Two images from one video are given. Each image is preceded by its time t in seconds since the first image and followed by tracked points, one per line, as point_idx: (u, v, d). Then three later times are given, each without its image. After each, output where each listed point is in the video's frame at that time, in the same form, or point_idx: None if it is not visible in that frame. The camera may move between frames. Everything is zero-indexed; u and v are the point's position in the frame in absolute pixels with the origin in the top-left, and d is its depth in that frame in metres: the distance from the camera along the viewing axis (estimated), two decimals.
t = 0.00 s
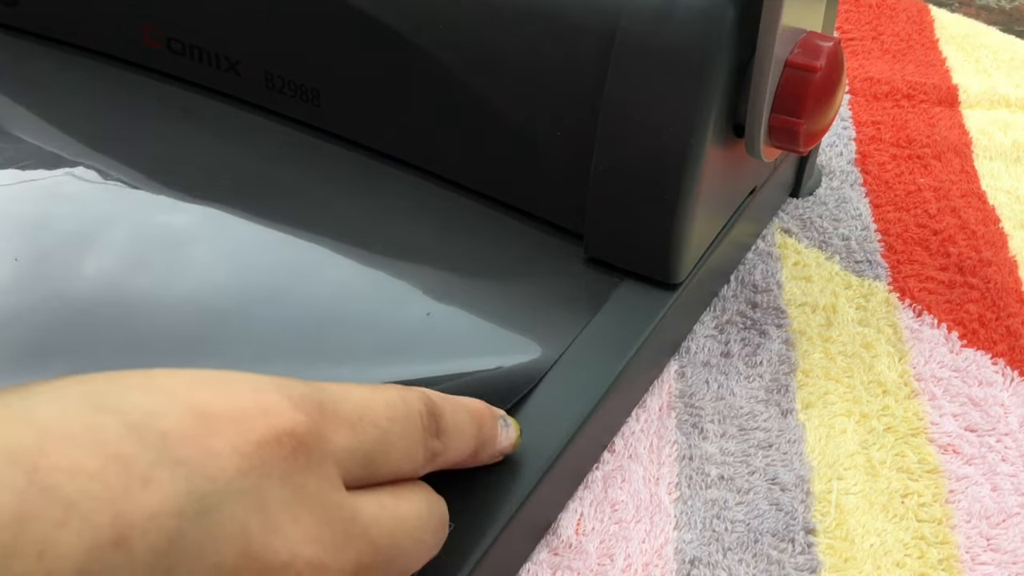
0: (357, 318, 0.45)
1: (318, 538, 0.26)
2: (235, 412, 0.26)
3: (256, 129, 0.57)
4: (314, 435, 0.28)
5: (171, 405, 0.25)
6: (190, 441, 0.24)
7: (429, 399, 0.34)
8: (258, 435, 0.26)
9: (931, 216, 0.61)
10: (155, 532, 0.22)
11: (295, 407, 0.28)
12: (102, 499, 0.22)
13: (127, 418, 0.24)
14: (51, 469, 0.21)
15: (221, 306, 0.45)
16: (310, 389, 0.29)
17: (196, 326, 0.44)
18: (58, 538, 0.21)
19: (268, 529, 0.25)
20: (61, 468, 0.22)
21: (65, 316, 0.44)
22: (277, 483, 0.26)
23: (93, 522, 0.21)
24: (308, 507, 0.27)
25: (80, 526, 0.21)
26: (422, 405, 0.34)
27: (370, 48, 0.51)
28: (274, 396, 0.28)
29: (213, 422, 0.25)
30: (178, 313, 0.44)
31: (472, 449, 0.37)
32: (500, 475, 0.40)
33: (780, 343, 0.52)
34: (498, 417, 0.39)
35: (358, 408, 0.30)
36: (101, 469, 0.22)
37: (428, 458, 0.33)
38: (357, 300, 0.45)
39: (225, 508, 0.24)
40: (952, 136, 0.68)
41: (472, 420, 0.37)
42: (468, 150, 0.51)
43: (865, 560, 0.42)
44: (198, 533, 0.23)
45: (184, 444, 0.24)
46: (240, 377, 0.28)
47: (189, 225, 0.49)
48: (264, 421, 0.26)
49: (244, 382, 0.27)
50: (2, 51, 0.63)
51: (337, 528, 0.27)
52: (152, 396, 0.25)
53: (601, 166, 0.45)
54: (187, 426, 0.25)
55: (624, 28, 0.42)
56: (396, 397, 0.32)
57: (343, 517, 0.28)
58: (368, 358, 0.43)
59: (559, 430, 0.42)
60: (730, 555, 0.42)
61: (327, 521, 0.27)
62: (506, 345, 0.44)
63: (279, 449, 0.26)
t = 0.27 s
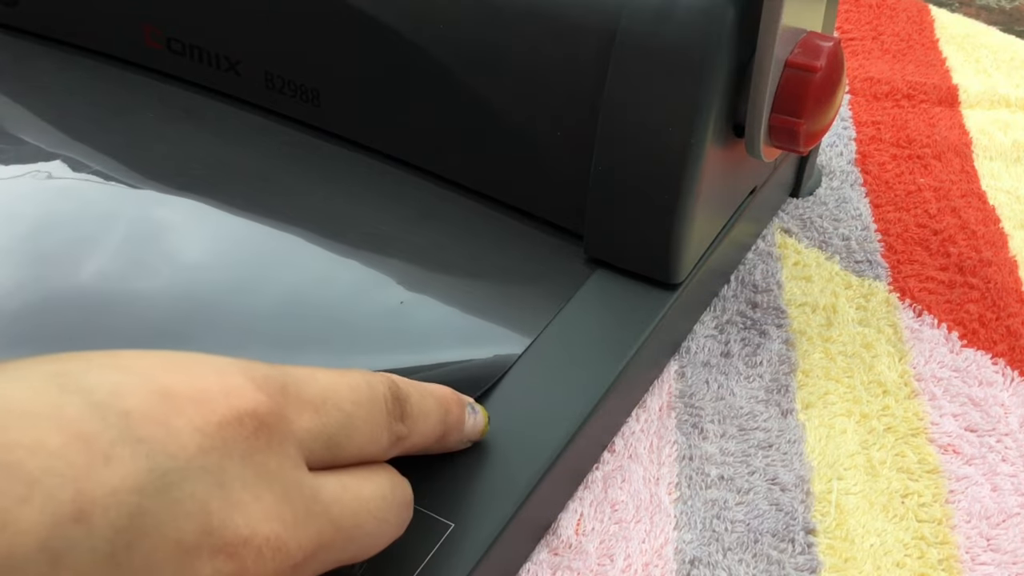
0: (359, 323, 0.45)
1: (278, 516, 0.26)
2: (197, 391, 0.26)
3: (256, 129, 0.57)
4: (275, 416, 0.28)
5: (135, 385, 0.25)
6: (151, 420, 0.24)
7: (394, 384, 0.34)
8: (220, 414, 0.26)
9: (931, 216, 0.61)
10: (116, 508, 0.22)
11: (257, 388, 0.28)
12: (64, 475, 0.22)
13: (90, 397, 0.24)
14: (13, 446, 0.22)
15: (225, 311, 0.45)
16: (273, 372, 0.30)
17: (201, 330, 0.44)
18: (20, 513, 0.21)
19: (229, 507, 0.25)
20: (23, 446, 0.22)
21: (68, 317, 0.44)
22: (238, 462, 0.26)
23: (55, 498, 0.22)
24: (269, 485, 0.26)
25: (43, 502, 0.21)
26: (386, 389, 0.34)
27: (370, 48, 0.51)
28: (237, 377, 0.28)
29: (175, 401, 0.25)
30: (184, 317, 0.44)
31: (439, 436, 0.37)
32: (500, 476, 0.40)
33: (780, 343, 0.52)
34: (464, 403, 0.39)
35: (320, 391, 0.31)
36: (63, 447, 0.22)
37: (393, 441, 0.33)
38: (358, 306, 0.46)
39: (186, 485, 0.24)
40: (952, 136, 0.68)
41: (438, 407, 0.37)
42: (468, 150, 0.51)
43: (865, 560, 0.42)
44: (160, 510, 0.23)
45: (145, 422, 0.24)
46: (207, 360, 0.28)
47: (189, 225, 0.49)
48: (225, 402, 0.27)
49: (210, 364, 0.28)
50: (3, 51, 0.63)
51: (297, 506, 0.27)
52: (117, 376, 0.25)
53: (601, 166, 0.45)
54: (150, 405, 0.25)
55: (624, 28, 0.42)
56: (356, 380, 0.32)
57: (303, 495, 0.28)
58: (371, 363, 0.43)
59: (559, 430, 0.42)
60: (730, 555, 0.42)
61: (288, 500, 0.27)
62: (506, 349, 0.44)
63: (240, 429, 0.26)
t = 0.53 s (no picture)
0: (359, 324, 0.45)
1: (262, 499, 0.26)
2: (181, 373, 0.26)
3: (255, 129, 0.57)
4: (259, 401, 0.28)
5: (118, 367, 0.25)
6: (135, 402, 0.24)
7: (381, 373, 0.34)
8: (203, 397, 0.26)
9: (931, 216, 0.61)
10: (99, 488, 0.23)
11: (240, 371, 0.28)
12: (47, 455, 0.22)
13: (74, 379, 0.24)
14: None
15: (227, 313, 0.45)
16: (257, 358, 0.29)
17: (202, 331, 0.44)
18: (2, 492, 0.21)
19: (211, 489, 0.25)
20: (7, 425, 0.22)
21: (69, 317, 0.44)
22: (220, 444, 0.26)
23: (38, 477, 0.22)
24: (251, 468, 0.26)
25: (26, 481, 0.22)
26: (375, 379, 0.34)
27: (370, 49, 0.51)
28: (219, 360, 0.28)
29: (159, 383, 0.25)
30: (187, 319, 0.44)
31: (427, 427, 0.37)
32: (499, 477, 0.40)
33: (781, 343, 0.52)
34: (452, 397, 0.39)
35: (306, 378, 0.31)
36: (45, 427, 0.22)
37: (380, 430, 0.33)
38: (358, 308, 0.46)
39: (168, 466, 0.24)
40: (952, 136, 0.68)
41: (426, 397, 0.37)
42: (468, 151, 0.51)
43: (865, 560, 0.42)
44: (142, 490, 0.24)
45: (128, 403, 0.24)
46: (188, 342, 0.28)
47: (189, 225, 0.49)
48: (208, 383, 0.26)
49: (192, 346, 0.27)
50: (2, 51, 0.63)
51: (280, 489, 0.27)
52: (100, 357, 0.25)
53: (601, 166, 0.45)
54: (133, 386, 0.25)
55: (624, 27, 0.42)
56: (344, 369, 0.32)
57: (286, 479, 0.27)
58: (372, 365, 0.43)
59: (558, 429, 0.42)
60: (730, 555, 0.42)
61: (271, 483, 0.27)
62: (507, 351, 0.44)
63: (223, 411, 0.26)
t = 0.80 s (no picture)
0: (359, 324, 0.45)
1: (263, 501, 0.26)
2: (183, 376, 0.26)
3: (255, 129, 0.57)
4: (262, 405, 0.28)
5: (121, 370, 0.25)
6: (138, 406, 0.24)
7: (381, 375, 0.34)
8: (205, 401, 0.26)
9: (931, 216, 0.61)
10: (101, 492, 0.23)
11: (242, 375, 0.28)
12: (50, 458, 0.22)
13: (76, 382, 0.24)
14: None
15: (227, 314, 0.45)
16: (258, 361, 0.30)
17: (202, 331, 0.44)
18: (4, 495, 0.21)
19: (213, 492, 0.25)
20: (10, 429, 0.22)
21: (69, 317, 0.44)
22: (223, 448, 0.26)
23: (40, 480, 0.22)
24: (253, 471, 0.26)
25: (28, 483, 0.22)
26: (376, 382, 0.34)
27: (370, 49, 0.51)
28: (221, 364, 0.28)
29: (161, 387, 0.25)
30: (187, 319, 0.44)
31: (427, 430, 0.37)
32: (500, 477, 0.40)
33: (780, 343, 0.52)
34: (452, 400, 0.39)
35: (306, 381, 0.31)
36: (48, 430, 0.22)
37: (380, 433, 0.33)
38: (359, 309, 0.46)
39: (170, 470, 0.24)
40: (952, 136, 0.68)
41: (426, 400, 0.37)
42: (468, 150, 0.51)
43: (865, 560, 0.42)
44: (144, 493, 0.24)
45: (131, 407, 0.24)
46: (190, 345, 0.28)
47: (189, 225, 0.49)
48: (210, 387, 0.27)
49: (194, 350, 0.27)
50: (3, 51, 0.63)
51: (282, 492, 0.27)
52: (103, 361, 0.25)
53: (601, 166, 0.45)
54: (136, 390, 0.25)
55: (623, 28, 0.42)
56: (345, 372, 0.32)
57: (288, 482, 0.27)
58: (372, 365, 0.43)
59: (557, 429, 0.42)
60: (730, 555, 0.42)
61: (273, 486, 0.27)
62: (508, 352, 0.44)
63: (225, 415, 0.26)
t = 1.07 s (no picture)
0: (359, 324, 0.45)
1: (264, 501, 0.26)
2: (184, 376, 0.26)
3: (255, 129, 0.57)
4: (262, 404, 0.28)
5: (123, 371, 0.25)
6: (139, 406, 0.24)
7: (381, 375, 0.34)
8: (206, 402, 0.26)
9: (931, 216, 0.61)
10: (102, 492, 0.23)
11: (242, 375, 0.28)
12: (50, 459, 0.22)
13: (77, 382, 0.24)
14: None
15: (227, 314, 0.45)
16: (258, 360, 0.30)
17: (202, 330, 0.44)
18: (4, 495, 0.21)
19: (213, 491, 0.25)
20: (10, 429, 0.22)
21: (69, 317, 0.44)
22: (223, 448, 0.26)
23: (41, 480, 0.22)
24: (253, 471, 0.26)
25: (28, 484, 0.22)
26: (375, 382, 0.34)
27: (370, 49, 0.51)
28: (222, 364, 0.28)
29: (162, 387, 0.25)
30: (186, 319, 0.44)
31: (426, 430, 0.37)
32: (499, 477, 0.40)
33: (780, 343, 0.52)
34: (452, 400, 0.39)
35: (307, 381, 0.31)
36: (49, 430, 0.22)
37: (380, 433, 0.33)
38: (358, 309, 0.46)
39: (171, 470, 0.24)
40: (952, 136, 0.68)
41: (425, 400, 0.37)
42: (468, 150, 0.51)
43: (865, 560, 0.42)
44: (144, 493, 0.24)
45: (131, 406, 0.24)
46: (192, 345, 0.28)
47: (189, 225, 0.49)
48: (211, 387, 0.26)
49: (195, 349, 0.27)
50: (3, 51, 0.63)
51: (282, 491, 0.27)
52: (103, 361, 0.25)
53: (601, 165, 0.45)
54: (137, 390, 0.25)
55: (623, 28, 0.42)
56: (346, 372, 0.32)
57: (288, 481, 0.27)
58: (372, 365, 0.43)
59: (557, 429, 0.42)
60: (730, 555, 0.42)
61: (273, 485, 0.27)
62: (508, 351, 0.44)
63: (225, 415, 0.26)
